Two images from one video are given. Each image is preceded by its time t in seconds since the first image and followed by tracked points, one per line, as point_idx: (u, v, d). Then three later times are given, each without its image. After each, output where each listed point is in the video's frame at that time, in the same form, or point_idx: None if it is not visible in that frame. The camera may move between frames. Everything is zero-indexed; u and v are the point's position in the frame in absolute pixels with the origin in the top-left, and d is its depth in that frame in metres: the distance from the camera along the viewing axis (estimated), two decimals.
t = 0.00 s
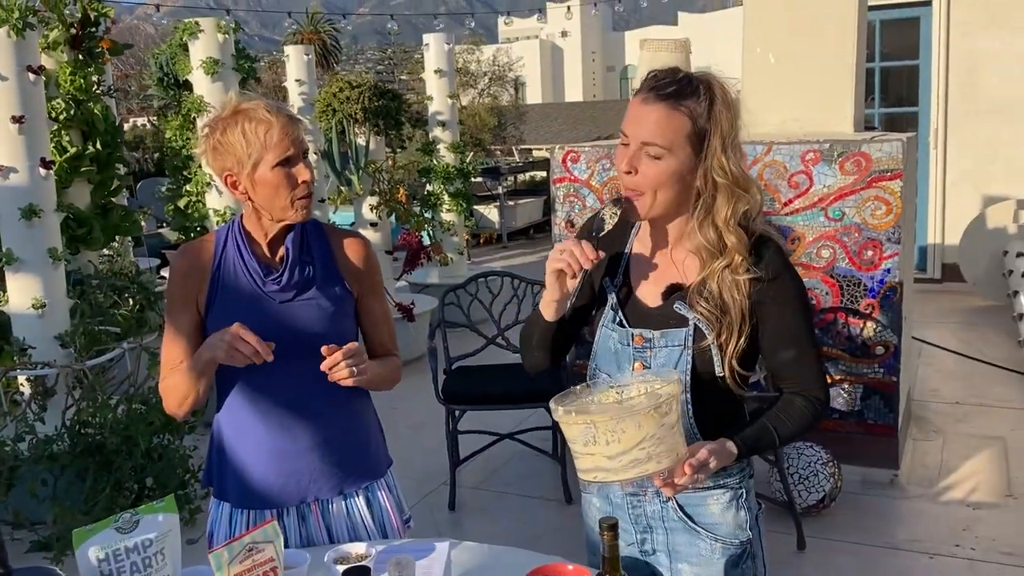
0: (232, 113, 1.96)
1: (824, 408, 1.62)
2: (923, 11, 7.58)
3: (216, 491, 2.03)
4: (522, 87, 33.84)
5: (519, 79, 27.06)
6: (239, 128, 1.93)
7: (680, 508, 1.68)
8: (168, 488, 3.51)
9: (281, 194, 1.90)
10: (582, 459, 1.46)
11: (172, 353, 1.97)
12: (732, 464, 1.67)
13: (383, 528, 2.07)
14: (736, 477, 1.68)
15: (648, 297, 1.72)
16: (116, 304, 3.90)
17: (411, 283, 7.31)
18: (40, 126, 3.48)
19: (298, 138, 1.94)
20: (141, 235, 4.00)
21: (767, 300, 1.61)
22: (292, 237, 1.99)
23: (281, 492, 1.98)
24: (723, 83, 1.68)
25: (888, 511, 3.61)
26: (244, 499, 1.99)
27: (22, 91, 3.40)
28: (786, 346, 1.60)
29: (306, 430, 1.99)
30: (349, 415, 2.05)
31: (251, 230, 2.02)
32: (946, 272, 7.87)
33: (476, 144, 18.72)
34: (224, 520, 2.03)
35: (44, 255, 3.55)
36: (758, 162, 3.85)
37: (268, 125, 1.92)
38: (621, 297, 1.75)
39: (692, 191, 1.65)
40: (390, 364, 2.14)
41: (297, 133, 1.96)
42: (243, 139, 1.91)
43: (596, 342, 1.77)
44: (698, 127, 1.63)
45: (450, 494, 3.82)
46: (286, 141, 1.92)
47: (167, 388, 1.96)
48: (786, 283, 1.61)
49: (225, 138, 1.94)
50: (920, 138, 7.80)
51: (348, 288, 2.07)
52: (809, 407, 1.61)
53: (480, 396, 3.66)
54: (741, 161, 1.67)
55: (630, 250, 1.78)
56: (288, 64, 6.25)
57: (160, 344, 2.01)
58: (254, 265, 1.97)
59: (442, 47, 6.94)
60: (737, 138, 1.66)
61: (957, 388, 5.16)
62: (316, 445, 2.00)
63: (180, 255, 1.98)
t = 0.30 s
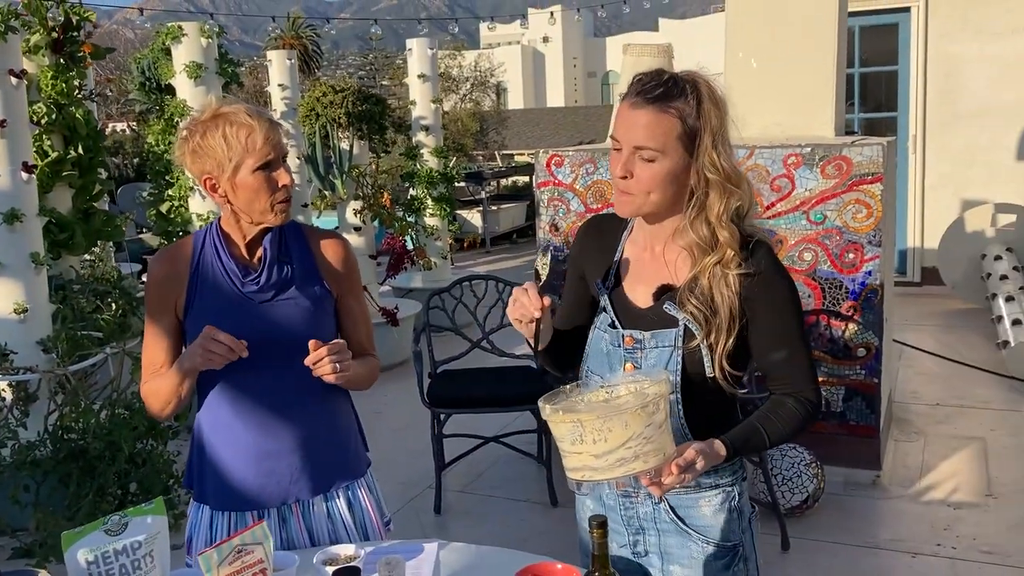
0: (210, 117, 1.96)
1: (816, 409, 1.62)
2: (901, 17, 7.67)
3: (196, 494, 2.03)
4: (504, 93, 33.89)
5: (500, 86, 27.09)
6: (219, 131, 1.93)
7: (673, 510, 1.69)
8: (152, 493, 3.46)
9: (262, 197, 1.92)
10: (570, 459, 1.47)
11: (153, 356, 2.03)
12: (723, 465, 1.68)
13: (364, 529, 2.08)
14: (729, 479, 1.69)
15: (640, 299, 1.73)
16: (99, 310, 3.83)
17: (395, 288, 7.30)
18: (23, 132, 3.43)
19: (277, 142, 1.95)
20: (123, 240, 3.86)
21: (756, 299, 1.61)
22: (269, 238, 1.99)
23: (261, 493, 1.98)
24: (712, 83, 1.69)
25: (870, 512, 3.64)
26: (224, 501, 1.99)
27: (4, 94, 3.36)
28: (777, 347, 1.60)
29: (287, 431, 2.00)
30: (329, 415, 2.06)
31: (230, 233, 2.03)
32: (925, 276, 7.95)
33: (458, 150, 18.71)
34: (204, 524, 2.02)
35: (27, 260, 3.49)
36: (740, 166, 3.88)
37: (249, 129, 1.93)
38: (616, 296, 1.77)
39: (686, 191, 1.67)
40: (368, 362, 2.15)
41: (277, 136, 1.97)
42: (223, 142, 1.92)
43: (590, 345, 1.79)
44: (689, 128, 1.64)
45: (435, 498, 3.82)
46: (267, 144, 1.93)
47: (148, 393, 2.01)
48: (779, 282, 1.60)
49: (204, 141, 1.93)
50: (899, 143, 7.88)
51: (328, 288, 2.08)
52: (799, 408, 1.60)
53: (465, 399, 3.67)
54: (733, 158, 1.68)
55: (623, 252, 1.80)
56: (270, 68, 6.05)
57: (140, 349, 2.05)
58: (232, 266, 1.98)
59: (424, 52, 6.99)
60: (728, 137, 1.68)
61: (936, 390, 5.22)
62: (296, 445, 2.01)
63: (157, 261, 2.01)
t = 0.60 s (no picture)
0: (199, 118, 1.96)
1: (812, 415, 1.60)
2: (887, 20, 7.72)
3: (183, 497, 2.03)
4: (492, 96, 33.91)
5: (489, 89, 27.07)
6: (209, 132, 1.93)
7: (668, 511, 1.70)
8: (141, 496, 3.44)
9: (251, 199, 1.92)
10: (556, 454, 1.48)
11: (140, 359, 2.03)
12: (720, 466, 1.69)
13: (352, 529, 2.08)
14: (726, 481, 1.69)
15: (637, 299, 1.74)
16: (88, 312, 3.82)
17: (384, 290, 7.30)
18: (10, 133, 3.37)
19: (268, 144, 1.96)
20: (112, 242, 3.87)
21: (752, 301, 1.60)
22: (255, 239, 1.99)
23: (250, 494, 1.98)
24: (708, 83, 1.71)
25: (859, 512, 3.67)
26: (212, 503, 1.99)
27: None
28: (772, 349, 1.59)
29: (274, 431, 2.00)
30: (316, 415, 2.07)
31: (216, 234, 2.02)
32: (912, 278, 7.99)
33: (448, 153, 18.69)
34: (192, 526, 2.02)
35: (15, 262, 3.42)
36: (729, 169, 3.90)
37: (239, 131, 1.93)
38: (614, 296, 1.78)
39: (682, 191, 1.67)
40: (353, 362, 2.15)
41: (267, 138, 1.98)
42: (213, 144, 1.92)
43: (588, 345, 1.80)
44: (684, 128, 1.65)
45: (426, 500, 3.82)
46: (258, 146, 1.94)
47: (135, 398, 2.01)
48: (776, 282, 1.60)
49: (193, 142, 1.93)
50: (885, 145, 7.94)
51: (314, 287, 2.08)
52: (795, 412, 1.58)
53: (455, 401, 3.67)
54: (730, 157, 1.70)
55: (623, 251, 1.81)
56: (259, 71, 5.98)
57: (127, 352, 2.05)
58: (219, 267, 1.97)
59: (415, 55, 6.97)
60: (725, 138, 1.69)
61: (923, 391, 5.26)
62: (284, 445, 2.01)
63: (141, 264, 2.01)
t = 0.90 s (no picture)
0: (192, 118, 1.96)
1: (813, 422, 1.57)
2: (881, 22, 7.74)
3: (176, 498, 2.02)
4: (485, 97, 33.93)
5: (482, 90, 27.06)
6: (202, 133, 1.93)
7: (669, 514, 1.69)
8: (135, 498, 3.43)
9: (244, 200, 1.92)
10: (541, 448, 1.49)
11: (135, 360, 2.03)
12: (722, 469, 1.67)
13: (345, 531, 2.08)
14: (730, 487, 1.68)
15: (640, 299, 1.73)
16: (81, 313, 3.79)
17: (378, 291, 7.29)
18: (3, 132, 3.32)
19: (261, 145, 1.95)
20: (105, 243, 3.87)
21: (754, 304, 1.57)
22: (246, 239, 1.99)
23: (244, 495, 1.98)
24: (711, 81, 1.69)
25: (852, 512, 3.68)
26: (205, 503, 1.98)
27: None
28: (773, 353, 1.56)
29: (267, 431, 2.00)
30: (309, 415, 2.07)
31: (209, 234, 2.02)
32: (905, 278, 8.01)
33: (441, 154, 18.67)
34: (185, 527, 2.01)
35: (8, 263, 3.39)
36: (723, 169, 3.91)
37: (233, 131, 1.93)
38: (619, 297, 1.76)
39: (684, 191, 1.66)
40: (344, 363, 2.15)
41: (260, 139, 1.97)
42: (206, 144, 1.91)
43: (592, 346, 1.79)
44: (686, 126, 1.63)
45: (420, 501, 3.81)
46: (250, 147, 1.93)
47: (130, 400, 2.01)
48: (780, 286, 1.56)
49: (186, 143, 1.93)
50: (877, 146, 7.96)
51: (306, 287, 2.07)
52: (795, 418, 1.56)
53: (450, 402, 3.67)
54: (733, 156, 1.67)
55: (630, 252, 1.80)
56: (253, 71, 5.96)
57: (122, 353, 2.05)
58: (210, 268, 1.97)
59: (408, 56, 7.02)
60: (729, 135, 1.66)
61: (916, 391, 5.27)
62: (277, 446, 2.01)
63: (133, 266, 2.01)
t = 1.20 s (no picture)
0: (191, 117, 1.96)
1: (819, 428, 1.55)
2: (878, 22, 7.75)
3: (175, 497, 2.02)
4: (482, 97, 33.96)
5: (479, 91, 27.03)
6: (200, 132, 1.92)
7: (681, 517, 1.68)
8: (132, 497, 3.43)
9: (242, 200, 1.92)
10: (540, 439, 1.50)
11: (137, 361, 2.04)
12: (735, 473, 1.66)
13: (344, 531, 2.08)
14: (744, 490, 1.67)
15: (651, 300, 1.70)
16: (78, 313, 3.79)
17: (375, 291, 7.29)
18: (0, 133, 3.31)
19: (258, 145, 1.95)
20: (102, 244, 3.84)
21: (766, 304, 1.55)
22: (245, 238, 1.99)
23: (243, 494, 1.98)
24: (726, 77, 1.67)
25: (850, 512, 3.68)
26: (204, 502, 1.98)
27: None
28: (780, 354, 1.55)
29: (266, 430, 2.00)
30: (308, 415, 2.07)
31: (207, 233, 2.02)
32: (902, 278, 8.02)
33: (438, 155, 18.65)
34: (184, 526, 2.01)
35: (5, 263, 3.37)
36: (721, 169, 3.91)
37: (230, 131, 1.93)
38: (632, 298, 1.73)
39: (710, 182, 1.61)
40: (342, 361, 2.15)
41: (259, 139, 1.97)
42: (205, 144, 1.91)
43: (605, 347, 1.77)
44: (715, 120, 1.60)
45: (418, 500, 3.82)
46: (249, 147, 1.93)
47: (134, 401, 2.01)
48: (792, 288, 1.55)
49: (185, 142, 1.93)
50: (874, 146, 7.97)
51: (305, 286, 2.07)
52: (802, 421, 1.54)
53: (447, 402, 3.67)
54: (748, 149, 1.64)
55: (643, 251, 1.77)
56: (250, 72, 5.96)
57: (123, 354, 2.05)
58: (209, 267, 1.97)
59: (406, 57, 7.03)
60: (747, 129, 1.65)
61: (913, 391, 5.28)
62: (276, 445, 2.01)
63: (132, 266, 2.00)
